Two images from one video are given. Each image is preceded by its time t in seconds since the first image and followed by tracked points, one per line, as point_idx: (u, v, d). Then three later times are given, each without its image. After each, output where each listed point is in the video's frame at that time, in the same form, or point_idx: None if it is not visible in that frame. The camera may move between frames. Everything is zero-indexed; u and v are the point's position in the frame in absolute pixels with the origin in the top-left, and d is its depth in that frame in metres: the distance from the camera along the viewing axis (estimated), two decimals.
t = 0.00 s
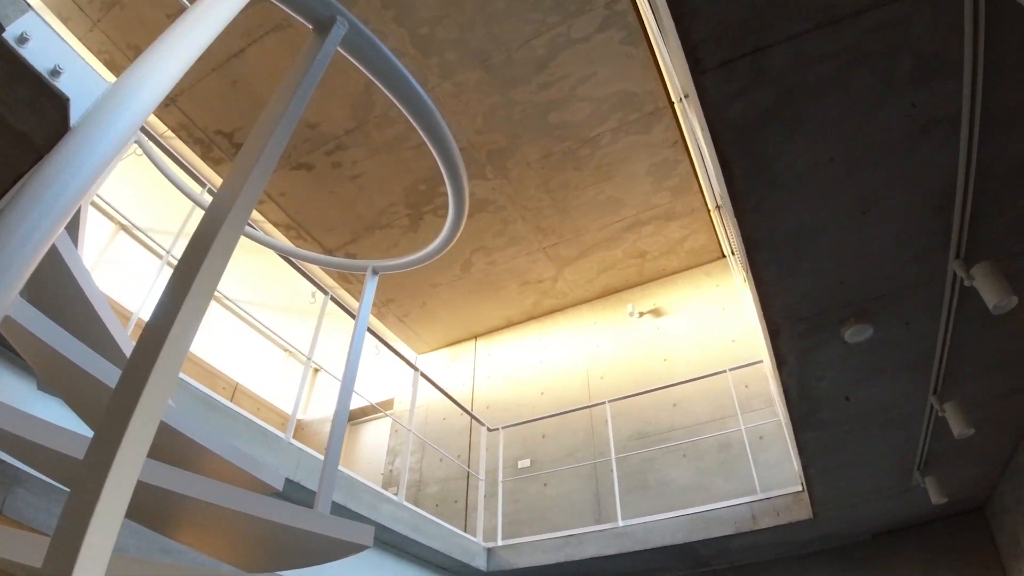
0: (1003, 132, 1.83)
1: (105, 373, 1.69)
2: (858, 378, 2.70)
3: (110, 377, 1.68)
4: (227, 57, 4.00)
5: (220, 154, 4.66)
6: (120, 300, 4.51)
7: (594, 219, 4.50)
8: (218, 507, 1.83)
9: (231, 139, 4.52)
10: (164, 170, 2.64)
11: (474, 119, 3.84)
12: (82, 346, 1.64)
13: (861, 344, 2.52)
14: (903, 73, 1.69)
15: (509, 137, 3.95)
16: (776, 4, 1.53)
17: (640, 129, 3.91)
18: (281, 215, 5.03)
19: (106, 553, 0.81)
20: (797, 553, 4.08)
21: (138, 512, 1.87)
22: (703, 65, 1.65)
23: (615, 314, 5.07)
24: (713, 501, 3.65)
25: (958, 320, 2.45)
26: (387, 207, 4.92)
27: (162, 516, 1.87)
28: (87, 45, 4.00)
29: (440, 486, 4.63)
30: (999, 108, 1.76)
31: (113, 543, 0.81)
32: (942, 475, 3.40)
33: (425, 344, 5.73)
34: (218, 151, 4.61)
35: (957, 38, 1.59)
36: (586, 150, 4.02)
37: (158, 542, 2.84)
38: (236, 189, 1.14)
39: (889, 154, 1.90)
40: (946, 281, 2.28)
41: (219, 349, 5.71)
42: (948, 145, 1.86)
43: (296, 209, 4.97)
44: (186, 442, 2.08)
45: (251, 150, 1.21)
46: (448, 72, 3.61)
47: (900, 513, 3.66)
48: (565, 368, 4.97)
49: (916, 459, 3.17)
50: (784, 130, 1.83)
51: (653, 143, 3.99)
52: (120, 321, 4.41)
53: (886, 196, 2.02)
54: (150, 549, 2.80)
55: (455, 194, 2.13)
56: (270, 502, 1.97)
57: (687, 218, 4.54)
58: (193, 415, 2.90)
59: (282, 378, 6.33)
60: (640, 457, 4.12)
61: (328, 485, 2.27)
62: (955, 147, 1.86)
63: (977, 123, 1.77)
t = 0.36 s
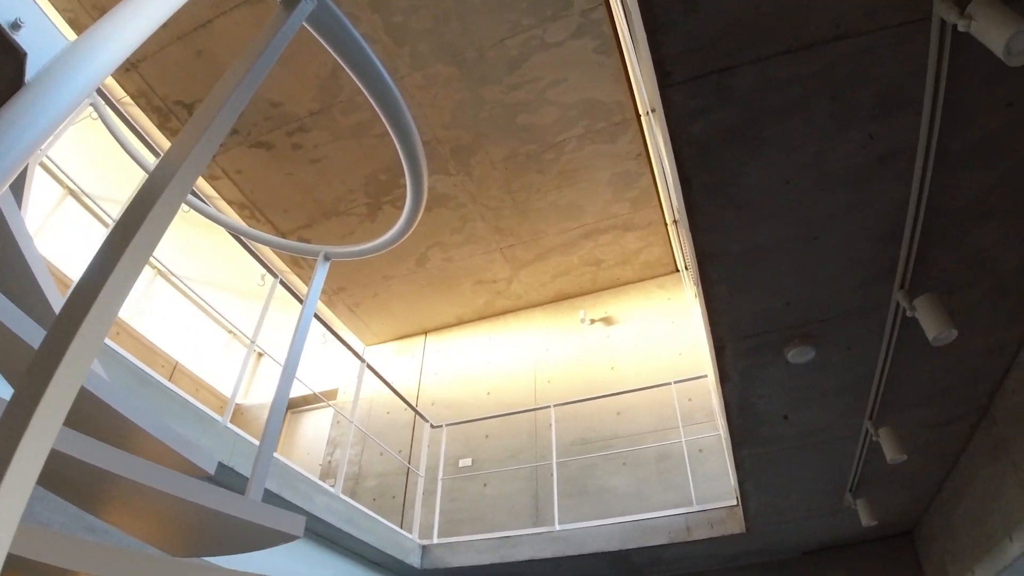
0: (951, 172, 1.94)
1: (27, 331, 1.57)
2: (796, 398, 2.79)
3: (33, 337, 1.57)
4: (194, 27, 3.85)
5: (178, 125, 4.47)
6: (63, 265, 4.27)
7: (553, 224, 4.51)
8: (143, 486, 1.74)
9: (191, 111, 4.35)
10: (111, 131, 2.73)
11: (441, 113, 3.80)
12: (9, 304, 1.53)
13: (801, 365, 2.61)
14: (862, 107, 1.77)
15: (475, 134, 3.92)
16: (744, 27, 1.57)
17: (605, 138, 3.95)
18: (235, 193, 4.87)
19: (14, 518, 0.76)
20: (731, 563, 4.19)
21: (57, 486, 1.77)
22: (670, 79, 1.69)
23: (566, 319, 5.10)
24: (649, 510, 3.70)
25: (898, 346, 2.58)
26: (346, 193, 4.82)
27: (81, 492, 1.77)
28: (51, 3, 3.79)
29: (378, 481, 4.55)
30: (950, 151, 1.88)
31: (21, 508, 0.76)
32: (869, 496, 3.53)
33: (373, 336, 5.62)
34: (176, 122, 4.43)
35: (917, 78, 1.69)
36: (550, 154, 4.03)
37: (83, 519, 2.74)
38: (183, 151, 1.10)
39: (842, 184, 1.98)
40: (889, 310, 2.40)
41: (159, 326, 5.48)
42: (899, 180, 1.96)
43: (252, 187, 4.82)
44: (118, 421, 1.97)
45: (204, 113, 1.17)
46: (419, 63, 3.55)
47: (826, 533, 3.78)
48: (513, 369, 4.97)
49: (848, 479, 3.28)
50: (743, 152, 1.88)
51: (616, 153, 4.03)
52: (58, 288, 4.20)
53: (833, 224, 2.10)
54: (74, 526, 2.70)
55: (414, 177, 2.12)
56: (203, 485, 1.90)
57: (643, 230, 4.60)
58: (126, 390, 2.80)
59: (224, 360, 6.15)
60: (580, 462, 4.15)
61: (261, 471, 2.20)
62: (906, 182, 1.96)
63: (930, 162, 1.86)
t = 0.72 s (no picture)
0: (917, 191, 1.98)
1: None
2: (756, 408, 2.81)
3: None
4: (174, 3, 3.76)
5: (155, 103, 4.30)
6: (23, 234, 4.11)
7: (528, 224, 4.50)
8: (79, 460, 1.71)
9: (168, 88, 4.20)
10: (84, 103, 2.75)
11: (420, 106, 3.76)
12: None
13: (762, 375, 2.63)
14: (834, 121, 1.80)
15: (453, 129, 3.90)
16: (719, 32, 1.58)
17: (583, 141, 3.96)
18: (207, 174, 4.77)
19: None
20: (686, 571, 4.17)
21: None
22: (645, 80, 1.68)
23: (536, 320, 5.10)
24: (609, 513, 3.71)
25: (858, 361, 2.62)
26: (320, 181, 4.76)
27: (25, 466, 1.75)
28: None
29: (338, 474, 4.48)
30: (918, 171, 1.92)
31: None
32: (825, 509, 3.58)
33: (341, 328, 5.55)
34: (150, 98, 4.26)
35: (890, 94, 1.72)
36: (528, 154, 4.03)
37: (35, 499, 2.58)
38: (124, 118, 1.32)
39: (811, 196, 2.01)
40: (852, 326, 2.44)
41: (122, 306, 5.36)
42: (867, 197, 2.00)
43: (225, 169, 4.73)
44: (71, 398, 1.95)
45: (152, 80, 1.41)
46: (400, 54, 3.52)
47: (781, 544, 3.82)
48: (480, 367, 4.95)
49: (805, 490, 3.32)
50: (712, 158, 1.89)
51: (594, 157, 4.04)
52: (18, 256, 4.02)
53: (796, 235, 2.13)
54: (21, 504, 2.51)
55: (380, 162, 2.27)
56: (149, 469, 1.89)
57: (617, 235, 4.62)
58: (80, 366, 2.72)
59: (187, 345, 6.03)
60: (543, 463, 4.14)
61: (211, 458, 2.18)
62: (873, 198, 2.00)
63: (899, 179, 1.90)
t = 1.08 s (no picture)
0: (895, 193, 2.00)
1: None
2: (730, 406, 2.82)
3: None
4: None
5: (137, 84, 4.21)
6: None
7: (511, 218, 4.49)
8: (40, 435, 1.69)
9: (152, 70, 4.11)
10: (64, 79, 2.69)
11: (406, 95, 3.73)
12: None
13: (736, 372, 2.64)
14: (813, 119, 1.80)
15: (439, 120, 3.87)
16: (701, 24, 1.58)
17: (569, 137, 3.96)
18: (188, 158, 4.70)
19: None
20: (658, 569, 4.15)
21: None
22: (625, 70, 1.67)
23: (517, 315, 5.09)
24: (583, 510, 3.70)
25: (833, 362, 2.64)
26: (302, 169, 4.71)
27: None
28: None
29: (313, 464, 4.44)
30: (896, 172, 1.93)
31: None
32: (797, 509, 3.60)
33: (320, 317, 5.50)
34: (132, 79, 4.18)
35: (871, 93, 1.72)
36: (513, 147, 4.01)
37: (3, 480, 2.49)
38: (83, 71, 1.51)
39: (790, 194, 2.01)
40: (828, 326, 2.46)
41: (99, 289, 5.29)
42: (846, 197, 2.01)
43: (206, 153, 4.67)
44: (37, 375, 1.94)
45: (111, 42, 1.57)
46: (387, 43, 3.48)
47: (754, 545, 3.84)
48: (460, 361, 4.93)
49: (778, 491, 3.34)
50: (691, 152, 1.89)
51: (579, 153, 4.04)
52: None
53: (776, 231, 2.13)
54: None
55: (355, 145, 2.25)
56: (113, 446, 1.88)
57: (600, 232, 4.63)
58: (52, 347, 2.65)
59: (164, 330, 5.96)
60: (519, 458, 4.13)
61: (177, 440, 2.17)
62: (852, 198, 2.00)
63: (878, 179, 1.91)
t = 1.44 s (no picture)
0: (878, 181, 2.00)
1: None
2: (713, 393, 2.83)
3: None
4: None
5: (125, 65, 4.15)
6: None
7: (499, 206, 4.48)
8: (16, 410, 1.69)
9: (140, 51, 4.06)
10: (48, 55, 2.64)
11: (396, 79, 3.70)
12: None
13: (718, 360, 2.66)
14: (797, 105, 1.80)
15: (428, 106, 3.85)
16: (687, 4, 1.57)
17: (558, 125, 3.94)
18: (176, 140, 4.66)
19: None
20: (642, 558, 4.16)
21: None
22: (609, 49, 1.66)
23: (504, 303, 5.08)
24: (566, 497, 3.70)
25: (815, 350, 2.65)
26: (290, 153, 4.68)
27: None
28: None
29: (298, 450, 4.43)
30: (880, 160, 1.93)
31: None
32: (779, 499, 3.62)
33: (307, 303, 5.48)
34: (120, 60, 4.12)
35: (855, 79, 1.72)
36: (502, 134, 4.00)
37: None
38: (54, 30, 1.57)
39: (775, 180, 2.01)
40: (812, 316, 2.46)
41: (83, 273, 5.26)
42: (830, 184, 2.01)
43: (194, 136, 4.63)
44: (15, 351, 1.93)
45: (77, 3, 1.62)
46: (377, 26, 3.45)
47: (736, 534, 3.86)
48: (447, 348, 4.92)
49: (760, 480, 3.36)
50: (675, 135, 1.89)
51: (568, 141, 4.03)
52: None
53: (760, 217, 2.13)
54: None
55: (336, 126, 2.24)
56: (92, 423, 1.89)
57: (588, 221, 4.62)
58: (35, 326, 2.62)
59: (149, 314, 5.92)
60: (504, 445, 4.14)
61: (154, 420, 2.17)
62: (836, 185, 2.01)
63: (862, 167, 1.91)
